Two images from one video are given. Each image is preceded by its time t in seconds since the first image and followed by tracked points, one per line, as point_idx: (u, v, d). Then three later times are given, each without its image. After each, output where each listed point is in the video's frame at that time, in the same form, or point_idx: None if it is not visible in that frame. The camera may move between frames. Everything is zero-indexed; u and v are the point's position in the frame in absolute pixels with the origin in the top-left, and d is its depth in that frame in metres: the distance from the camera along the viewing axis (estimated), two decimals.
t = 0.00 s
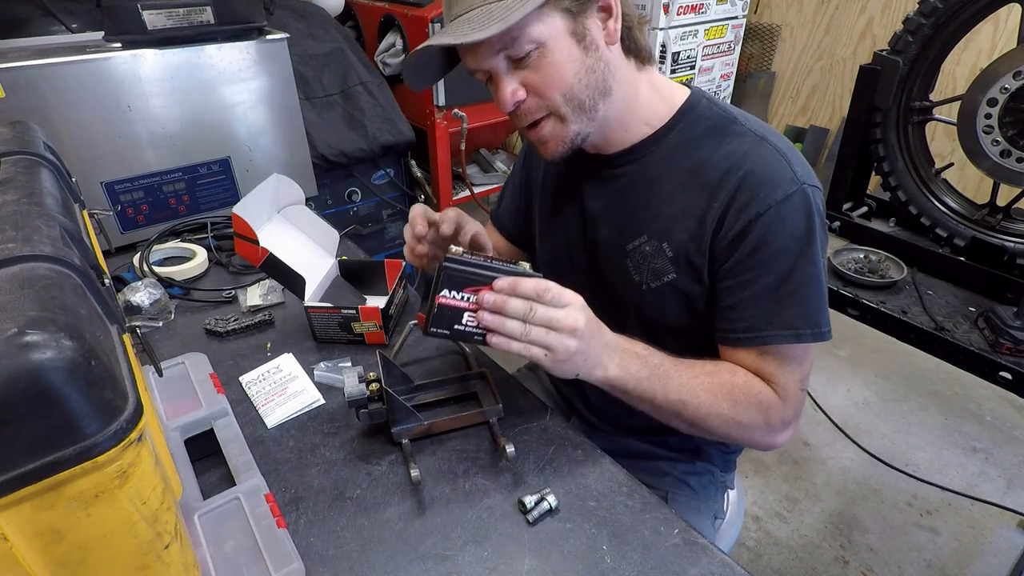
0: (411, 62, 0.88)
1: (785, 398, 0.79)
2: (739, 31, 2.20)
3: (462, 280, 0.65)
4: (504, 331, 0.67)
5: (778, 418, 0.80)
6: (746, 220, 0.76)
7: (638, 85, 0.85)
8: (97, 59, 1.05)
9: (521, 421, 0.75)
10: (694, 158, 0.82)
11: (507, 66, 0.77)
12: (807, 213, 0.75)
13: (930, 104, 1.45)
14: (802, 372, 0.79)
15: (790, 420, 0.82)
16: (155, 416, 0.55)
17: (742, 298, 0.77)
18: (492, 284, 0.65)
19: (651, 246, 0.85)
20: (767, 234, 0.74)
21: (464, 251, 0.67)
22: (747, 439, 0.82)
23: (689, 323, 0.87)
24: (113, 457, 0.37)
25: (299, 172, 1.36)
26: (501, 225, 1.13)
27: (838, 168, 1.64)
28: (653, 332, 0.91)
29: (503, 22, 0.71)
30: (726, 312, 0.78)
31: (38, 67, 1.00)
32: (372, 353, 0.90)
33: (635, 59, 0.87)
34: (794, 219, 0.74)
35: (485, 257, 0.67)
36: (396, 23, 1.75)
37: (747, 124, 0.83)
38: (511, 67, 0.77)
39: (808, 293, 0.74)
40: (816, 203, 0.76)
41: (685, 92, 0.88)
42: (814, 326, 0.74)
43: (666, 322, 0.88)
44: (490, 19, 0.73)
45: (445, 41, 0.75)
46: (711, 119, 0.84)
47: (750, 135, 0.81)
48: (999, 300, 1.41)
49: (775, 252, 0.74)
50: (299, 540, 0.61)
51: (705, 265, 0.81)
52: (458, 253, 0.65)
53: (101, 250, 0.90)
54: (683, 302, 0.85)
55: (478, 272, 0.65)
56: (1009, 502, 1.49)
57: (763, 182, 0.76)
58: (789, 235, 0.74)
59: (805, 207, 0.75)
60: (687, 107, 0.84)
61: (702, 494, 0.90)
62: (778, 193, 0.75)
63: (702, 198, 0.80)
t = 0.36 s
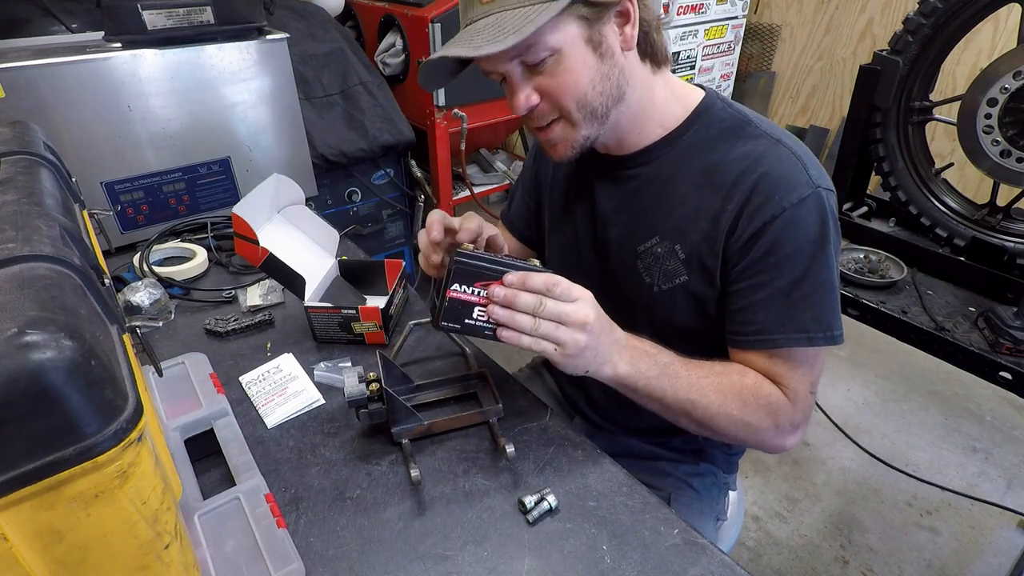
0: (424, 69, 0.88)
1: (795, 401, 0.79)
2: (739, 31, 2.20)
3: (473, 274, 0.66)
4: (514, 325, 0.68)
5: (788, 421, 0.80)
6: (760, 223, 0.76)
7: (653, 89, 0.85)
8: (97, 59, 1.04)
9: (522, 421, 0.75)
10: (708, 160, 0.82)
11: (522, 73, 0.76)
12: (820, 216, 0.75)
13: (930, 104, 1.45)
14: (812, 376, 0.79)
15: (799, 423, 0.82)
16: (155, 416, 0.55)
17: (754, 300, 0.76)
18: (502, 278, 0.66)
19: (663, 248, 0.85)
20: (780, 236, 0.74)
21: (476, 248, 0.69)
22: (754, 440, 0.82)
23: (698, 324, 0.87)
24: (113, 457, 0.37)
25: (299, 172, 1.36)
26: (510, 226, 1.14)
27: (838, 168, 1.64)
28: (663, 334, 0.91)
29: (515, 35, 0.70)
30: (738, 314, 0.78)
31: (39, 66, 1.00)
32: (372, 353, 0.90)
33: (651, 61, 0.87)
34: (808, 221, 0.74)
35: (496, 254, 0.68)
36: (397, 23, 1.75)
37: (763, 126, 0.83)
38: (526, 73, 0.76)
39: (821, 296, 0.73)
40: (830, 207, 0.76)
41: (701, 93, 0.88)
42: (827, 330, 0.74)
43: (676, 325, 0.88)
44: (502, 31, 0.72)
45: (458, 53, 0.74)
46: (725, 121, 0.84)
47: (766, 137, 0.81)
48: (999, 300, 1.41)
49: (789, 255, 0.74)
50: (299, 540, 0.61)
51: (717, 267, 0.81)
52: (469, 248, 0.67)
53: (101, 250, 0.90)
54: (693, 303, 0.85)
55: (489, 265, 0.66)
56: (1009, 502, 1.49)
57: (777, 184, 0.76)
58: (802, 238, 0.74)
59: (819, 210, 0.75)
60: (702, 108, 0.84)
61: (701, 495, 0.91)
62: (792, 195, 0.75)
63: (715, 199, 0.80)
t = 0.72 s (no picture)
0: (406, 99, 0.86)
1: (778, 401, 0.79)
2: (739, 31, 2.20)
3: (435, 360, 0.66)
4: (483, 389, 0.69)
5: (773, 421, 0.80)
6: (741, 222, 0.76)
7: (634, 96, 0.84)
8: (97, 59, 1.05)
9: (520, 422, 0.75)
10: (690, 161, 0.82)
11: (506, 92, 0.76)
12: (802, 214, 0.74)
13: (930, 104, 1.45)
14: (796, 376, 0.79)
15: (785, 420, 0.82)
16: (155, 416, 0.55)
17: (738, 299, 0.77)
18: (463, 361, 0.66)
19: (648, 249, 0.85)
20: (761, 236, 0.74)
21: (434, 330, 0.67)
22: (742, 442, 0.82)
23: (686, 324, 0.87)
24: (113, 457, 0.37)
25: (299, 172, 1.36)
26: (515, 229, 1.14)
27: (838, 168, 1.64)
28: (652, 334, 0.91)
29: (492, 73, 0.71)
30: (723, 314, 0.79)
31: (38, 67, 1.00)
32: (372, 353, 0.90)
33: (634, 66, 0.85)
34: (790, 220, 0.74)
35: (456, 332, 0.66)
36: (396, 23, 1.75)
37: (745, 125, 0.83)
38: (509, 91, 0.76)
39: (804, 295, 0.73)
40: (812, 205, 0.76)
41: (684, 93, 0.88)
42: (810, 328, 0.74)
43: (664, 325, 0.88)
44: (478, 67, 0.72)
45: (434, 91, 0.74)
46: (707, 122, 0.83)
47: (748, 136, 0.81)
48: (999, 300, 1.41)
49: (771, 255, 0.74)
50: (299, 540, 0.61)
51: (701, 267, 0.81)
52: (426, 338, 0.65)
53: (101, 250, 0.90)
54: (680, 302, 0.85)
55: (449, 353, 0.65)
56: (1009, 502, 1.49)
57: (758, 183, 0.76)
58: (784, 237, 0.74)
59: (800, 208, 0.75)
60: (684, 109, 0.84)
61: (699, 496, 0.91)
62: (773, 194, 0.75)
63: (697, 200, 0.80)
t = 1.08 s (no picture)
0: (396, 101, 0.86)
1: (763, 391, 0.79)
2: (739, 31, 2.20)
3: (421, 373, 0.68)
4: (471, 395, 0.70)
5: (761, 411, 0.80)
6: (725, 214, 0.76)
7: (619, 91, 0.84)
8: (97, 59, 1.05)
9: (520, 422, 0.75)
10: (674, 156, 0.82)
11: (491, 90, 0.76)
12: (785, 205, 0.74)
13: (930, 104, 1.45)
14: (783, 366, 0.78)
15: (775, 409, 0.81)
16: (155, 416, 0.55)
17: (725, 291, 0.77)
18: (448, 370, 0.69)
19: (637, 244, 0.85)
20: (745, 227, 0.74)
21: (418, 344, 0.70)
22: (733, 433, 0.82)
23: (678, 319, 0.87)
24: (113, 457, 0.37)
25: (299, 172, 1.36)
26: (509, 232, 1.14)
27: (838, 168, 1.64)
28: (646, 330, 0.91)
29: (476, 69, 0.71)
30: (711, 306, 0.78)
31: (39, 67, 1.00)
32: (372, 353, 0.90)
33: (617, 64, 0.86)
34: (773, 210, 0.74)
35: (438, 346, 0.69)
36: (396, 23, 1.75)
37: (729, 119, 0.83)
38: (495, 90, 0.76)
39: (789, 284, 0.73)
40: (795, 195, 0.75)
41: (667, 91, 0.88)
42: (796, 318, 0.73)
43: (657, 320, 0.88)
44: (463, 64, 0.72)
45: (421, 88, 0.74)
46: (692, 117, 0.84)
47: (731, 129, 0.81)
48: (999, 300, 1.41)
49: (756, 245, 0.74)
50: (299, 540, 0.61)
51: (689, 261, 0.81)
52: (410, 352, 0.68)
53: (102, 250, 0.90)
54: (671, 297, 0.85)
55: (433, 365, 0.68)
56: (1009, 502, 1.49)
57: (740, 176, 0.76)
58: (767, 228, 0.74)
59: (784, 199, 0.74)
60: (668, 105, 0.84)
61: (697, 494, 0.91)
62: (755, 185, 0.75)
63: (683, 193, 0.80)
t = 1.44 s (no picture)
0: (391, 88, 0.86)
1: (771, 366, 0.78)
2: (739, 31, 2.20)
3: (419, 387, 0.69)
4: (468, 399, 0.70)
5: (771, 386, 0.79)
6: (716, 195, 0.76)
7: (606, 80, 0.84)
8: (97, 59, 1.05)
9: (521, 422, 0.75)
10: (662, 141, 0.82)
11: (482, 78, 0.76)
12: (774, 181, 0.74)
13: (930, 104, 1.45)
14: (789, 341, 0.78)
15: (785, 384, 0.81)
16: (155, 416, 0.55)
17: (722, 272, 0.76)
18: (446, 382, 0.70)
19: (630, 230, 0.85)
20: (737, 205, 0.74)
21: (415, 358, 0.71)
22: (742, 412, 0.81)
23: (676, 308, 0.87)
24: (113, 457, 0.37)
25: (299, 172, 1.36)
26: (508, 232, 1.14)
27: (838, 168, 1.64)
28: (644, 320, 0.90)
29: (467, 51, 0.71)
30: (709, 289, 0.78)
31: (39, 67, 1.00)
32: (372, 353, 0.90)
33: (606, 57, 0.85)
34: (763, 189, 0.74)
35: (434, 360, 0.70)
36: (396, 23, 1.75)
37: (714, 104, 0.83)
38: (486, 78, 0.77)
39: (786, 258, 0.73)
40: (782, 171, 0.75)
41: (654, 83, 0.88)
42: (795, 291, 0.73)
43: (655, 307, 0.87)
44: (454, 48, 0.72)
45: (415, 70, 0.74)
46: (678, 104, 0.84)
47: (717, 112, 0.81)
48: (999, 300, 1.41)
49: (750, 223, 0.74)
50: (299, 540, 0.61)
51: (683, 244, 0.81)
52: (407, 367, 0.69)
53: (102, 250, 0.90)
54: (667, 284, 0.85)
55: (431, 380, 0.69)
56: (1009, 502, 1.49)
57: (727, 155, 0.76)
58: (758, 205, 0.74)
59: (773, 177, 0.74)
60: (655, 95, 0.85)
61: (696, 491, 0.91)
62: (742, 164, 0.75)
63: (673, 177, 0.80)
